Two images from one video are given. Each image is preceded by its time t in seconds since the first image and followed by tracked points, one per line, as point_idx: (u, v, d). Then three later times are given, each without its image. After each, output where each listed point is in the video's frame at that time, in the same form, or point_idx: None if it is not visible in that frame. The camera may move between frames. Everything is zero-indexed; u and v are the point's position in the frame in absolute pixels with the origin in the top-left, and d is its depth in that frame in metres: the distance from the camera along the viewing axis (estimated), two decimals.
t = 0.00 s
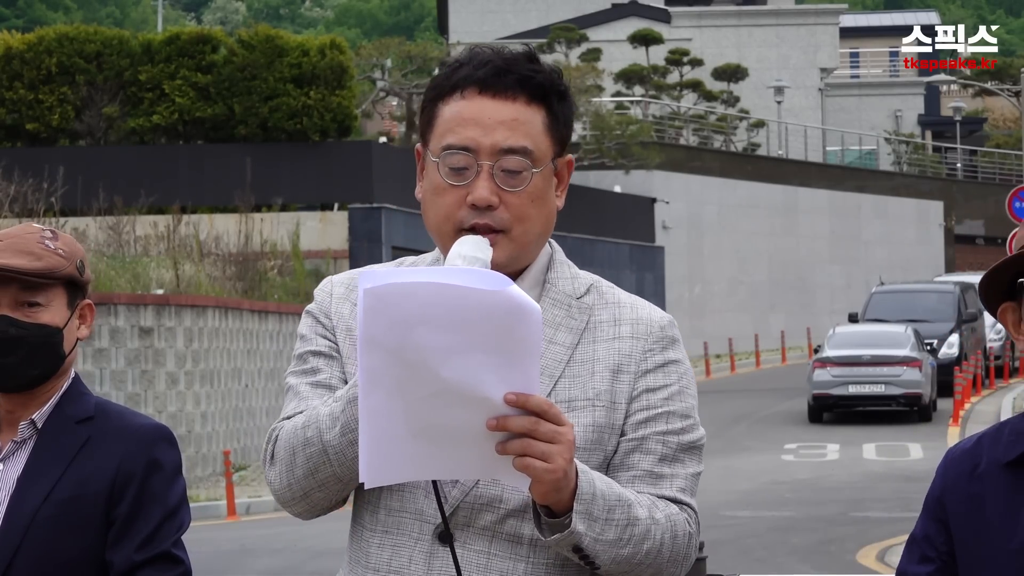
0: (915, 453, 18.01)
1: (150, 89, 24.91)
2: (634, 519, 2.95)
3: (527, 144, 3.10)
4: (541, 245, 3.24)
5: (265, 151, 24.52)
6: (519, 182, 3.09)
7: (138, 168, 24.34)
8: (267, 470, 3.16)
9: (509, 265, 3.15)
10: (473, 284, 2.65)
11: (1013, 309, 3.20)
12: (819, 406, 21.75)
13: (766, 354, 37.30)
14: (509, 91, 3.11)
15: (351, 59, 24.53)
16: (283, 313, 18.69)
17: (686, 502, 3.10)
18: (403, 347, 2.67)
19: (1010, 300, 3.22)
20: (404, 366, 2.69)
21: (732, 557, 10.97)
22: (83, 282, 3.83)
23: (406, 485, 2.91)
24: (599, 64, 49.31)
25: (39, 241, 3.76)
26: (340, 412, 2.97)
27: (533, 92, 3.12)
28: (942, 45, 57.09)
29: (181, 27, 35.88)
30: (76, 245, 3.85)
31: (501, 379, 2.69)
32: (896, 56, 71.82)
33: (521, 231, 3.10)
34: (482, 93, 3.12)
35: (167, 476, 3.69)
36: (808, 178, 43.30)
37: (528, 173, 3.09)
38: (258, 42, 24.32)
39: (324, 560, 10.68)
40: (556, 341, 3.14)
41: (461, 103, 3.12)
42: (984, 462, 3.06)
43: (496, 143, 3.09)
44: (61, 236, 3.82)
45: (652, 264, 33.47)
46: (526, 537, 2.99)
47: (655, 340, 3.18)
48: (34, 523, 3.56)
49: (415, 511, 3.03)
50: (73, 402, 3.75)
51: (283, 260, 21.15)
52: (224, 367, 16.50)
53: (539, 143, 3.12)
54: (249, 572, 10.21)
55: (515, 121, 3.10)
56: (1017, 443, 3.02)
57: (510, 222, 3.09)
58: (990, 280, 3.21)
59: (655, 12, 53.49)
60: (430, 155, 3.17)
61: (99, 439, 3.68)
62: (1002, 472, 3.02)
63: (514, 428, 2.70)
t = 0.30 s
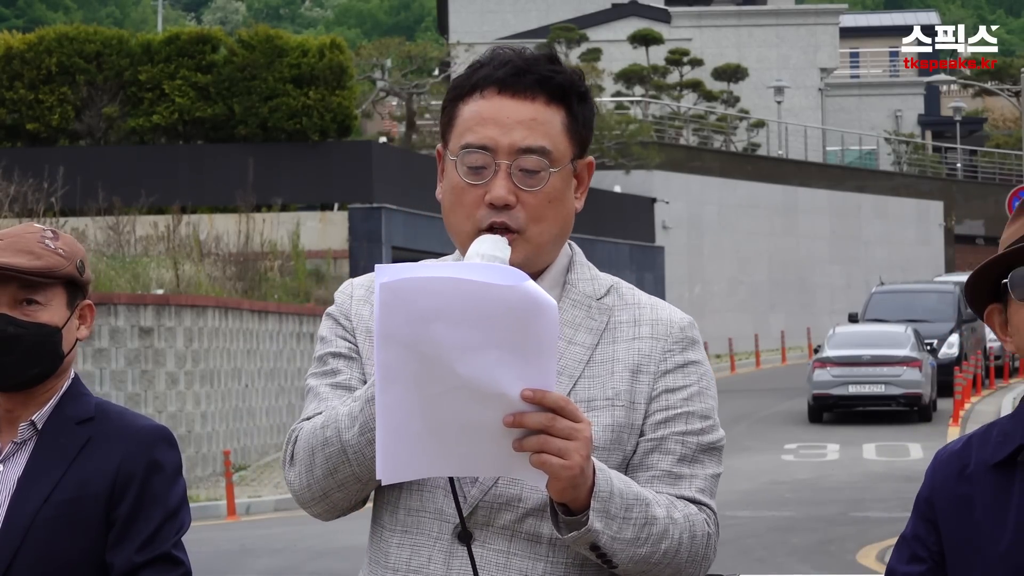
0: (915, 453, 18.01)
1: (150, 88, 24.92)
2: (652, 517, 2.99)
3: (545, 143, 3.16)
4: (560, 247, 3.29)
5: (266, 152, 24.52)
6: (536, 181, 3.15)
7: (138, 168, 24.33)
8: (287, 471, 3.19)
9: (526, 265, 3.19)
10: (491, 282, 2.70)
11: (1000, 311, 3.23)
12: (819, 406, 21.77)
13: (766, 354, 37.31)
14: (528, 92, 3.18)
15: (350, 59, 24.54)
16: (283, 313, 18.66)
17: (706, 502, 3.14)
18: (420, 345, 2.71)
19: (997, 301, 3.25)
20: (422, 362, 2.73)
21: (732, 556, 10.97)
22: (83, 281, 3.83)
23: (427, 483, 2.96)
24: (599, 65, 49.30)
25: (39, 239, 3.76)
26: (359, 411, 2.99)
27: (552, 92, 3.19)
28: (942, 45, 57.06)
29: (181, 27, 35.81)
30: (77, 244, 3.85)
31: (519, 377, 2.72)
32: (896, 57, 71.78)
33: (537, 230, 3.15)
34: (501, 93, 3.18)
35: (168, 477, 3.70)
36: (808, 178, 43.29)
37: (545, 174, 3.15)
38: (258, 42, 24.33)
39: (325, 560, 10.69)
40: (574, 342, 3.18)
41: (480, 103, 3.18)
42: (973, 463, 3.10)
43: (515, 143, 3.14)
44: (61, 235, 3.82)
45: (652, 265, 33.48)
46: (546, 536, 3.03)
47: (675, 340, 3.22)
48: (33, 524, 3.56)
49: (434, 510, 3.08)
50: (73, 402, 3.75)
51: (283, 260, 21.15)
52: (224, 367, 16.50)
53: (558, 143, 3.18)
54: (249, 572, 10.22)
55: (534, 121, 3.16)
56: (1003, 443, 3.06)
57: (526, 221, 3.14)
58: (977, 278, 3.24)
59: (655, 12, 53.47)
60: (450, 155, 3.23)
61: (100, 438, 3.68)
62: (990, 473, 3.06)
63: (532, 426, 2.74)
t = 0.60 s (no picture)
0: (915, 454, 18.02)
1: (150, 88, 24.92)
2: (667, 519, 2.99)
3: (561, 145, 3.17)
4: (576, 248, 3.30)
5: (266, 152, 24.51)
6: (553, 183, 3.16)
7: (138, 168, 24.32)
8: (302, 472, 3.19)
9: (541, 265, 3.20)
10: (512, 281, 2.71)
11: (983, 314, 3.28)
12: (819, 406, 21.77)
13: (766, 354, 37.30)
14: (546, 93, 3.19)
15: (350, 59, 24.65)
16: (283, 313, 18.65)
17: (721, 505, 3.15)
18: (438, 343, 2.73)
19: (978, 306, 3.30)
20: (439, 360, 2.74)
21: (732, 556, 10.97)
22: (80, 281, 3.86)
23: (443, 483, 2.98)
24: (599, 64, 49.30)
25: (37, 240, 3.79)
26: (374, 412, 2.99)
27: (569, 94, 3.20)
28: (942, 45, 57.07)
29: (181, 27, 35.81)
30: (76, 244, 3.88)
31: (536, 376, 2.74)
32: (896, 56, 71.78)
33: (553, 231, 3.16)
34: (518, 95, 3.19)
35: (168, 477, 3.72)
36: (808, 178, 43.31)
37: (562, 175, 3.16)
38: (258, 42, 24.40)
39: (325, 559, 10.69)
40: (590, 344, 3.20)
41: (497, 103, 3.20)
42: (959, 467, 3.23)
43: (531, 144, 3.16)
44: (60, 235, 3.85)
45: (652, 265, 33.48)
46: (561, 538, 3.04)
47: (691, 343, 3.23)
48: (33, 524, 3.58)
49: (449, 511, 3.10)
50: (73, 403, 3.78)
51: (283, 260, 21.13)
52: (224, 367, 16.49)
53: (575, 145, 3.19)
54: (249, 572, 10.21)
55: (550, 122, 3.18)
56: (987, 448, 3.19)
57: (543, 222, 3.15)
58: (961, 280, 3.30)
59: (655, 12, 53.48)
60: (466, 156, 3.24)
61: (100, 439, 3.71)
62: (976, 475, 3.19)
63: (548, 426, 2.76)
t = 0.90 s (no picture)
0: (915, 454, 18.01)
1: (150, 89, 24.92)
2: (672, 520, 2.99)
3: (569, 148, 3.17)
4: (583, 250, 3.30)
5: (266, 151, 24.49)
6: (559, 185, 3.16)
7: (138, 167, 24.31)
8: (309, 473, 3.19)
9: (549, 266, 3.20)
10: (518, 280, 2.72)
11: (963, 318, 3.34)
12: (819, 406, 21.78)
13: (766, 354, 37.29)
14: (554, 94, 3.19)
15: (350, 59, 24.67)
16: (283, 313, 18.66)
17: (727, 505, 3.14)
18: (444, 342, 2.73)
19: (959, 309, 3.37)
20: (446, 359, 2.75)
21: (733, 557, 10.97)
22: (78, 281, 3.85)
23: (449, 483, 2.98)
24: (599, 64, 49.29)
25: (34, 242, 3.79)
26: (380, 413, 2.99)
27: (578, 96, 3.20)
28: (942, 45, 57.06)
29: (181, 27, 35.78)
30: (75, 243, 3.88)
31: (542, 375, 2.74)
32: (896, 56, 71.77)
33: (560, 234, 3.17)
34: (527, 96, 3.19)
35: (168, 478, 3.72)
36: (808, 178, 43.31)
37: (569, 177, 3.16)
38: (258, 42, 24.43)
39: (324, 559, 10.69)
40: (596, 344, 3.20)
41: (506, 104, 3.20)
42: (945, 470, 3.23)
43: (538, 146, 3.16)
44: (58, 235, 3.85)
45: (652, 265, 33.46)
46: (566, 538, 3.04)
47: (697, 344, 3.23)
48: (32, 524, 3.58)
49: (456, 511, 3.09)
50: (73, 403, 3.78)
51: (283, 260, 21.13)
52: (224, 367, 16.49)
53: (583, 148, 3.19)
54: (248, 572, 10.21)
55: (558, 124, 3.18)
56: (973, 449, 3.20)
57: (549, 224, 3.16)
58: (940, 289, 3.36)
59: (655, 12, 53.46)
60: (475, 156, 3.24)
61: (100, 440, 3.71)
62: (962, 477, 3.20)
63: (554, 425, 2.75)
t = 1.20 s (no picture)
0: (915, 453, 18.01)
1: (150, 88, 24.93)
2: (669, 519, 2.99)
3: (563, 148, 3.17)
4: (579, 249, 3.31)
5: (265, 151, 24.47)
6: (553, 185, 3.15)
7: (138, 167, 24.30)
8: (306, 475, 3.18)
9: (543, 266, 3.20)
10: (511, 280, 2.73)
11: (947, 321, 3.45)
12: (819, 406, 21.80)
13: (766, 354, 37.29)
14: (548, 95, 3.19)
15: (348, 59, 24.72)
16: (283, 313, 18.65)
17: (723, 504, 3.14)
18: (438, 342, 2.74)
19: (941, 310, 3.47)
20: (439, 360, 2.75)
21: (732, 557, 10.98)
22: (71, 282, 3.84)
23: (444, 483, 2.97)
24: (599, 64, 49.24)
25: (27, 242, 3.78)
26: (376, 414, 2.99)
27: (572, 96, 3.21)
28: (943, 45, 57.03)
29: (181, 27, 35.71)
30: (71, 243, 3.87)
31: (535, 376, 2.74)
32: (897, 56, 71.73)
33: (556, 234, 3.17)
34: (521, 96, 3.19)
35: (167, 478, 3.72)
36: (808, 178, 43.29)
37: (564, 177, 3.16)
38: (258, 42, 24.46)
39: (325, 560, 10.69)
40: (592, 343, 3.20)
41: (500, 104, 3.20)
42: (930, 471, 3.31)
43: (533, 147, 3.16)
44: (54, 234, 3.85)
45: (653, 265, 33.46)
46: (563, 538, 3.04)
47: (692, 343, 3.23)
48: (32, 524, 3.58)
49: (452, 511, 3.10)
50: (73, 403, 3.79)
51: (283, 260, 21.13)
52: (224, 367, 16.49)
53: (577, 147, 3.19)
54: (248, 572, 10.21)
55: (552, 125, 3.18)
56: (959, 450, 3.28)
57: (545, 223, 3.15)
58: (925, 289, 3.46)
59: (655, 12, 53.43)
60: (470, 156, 3.25)
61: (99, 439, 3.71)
62: (948, 478, 3.27)
63: (548, 425, 2.75)
